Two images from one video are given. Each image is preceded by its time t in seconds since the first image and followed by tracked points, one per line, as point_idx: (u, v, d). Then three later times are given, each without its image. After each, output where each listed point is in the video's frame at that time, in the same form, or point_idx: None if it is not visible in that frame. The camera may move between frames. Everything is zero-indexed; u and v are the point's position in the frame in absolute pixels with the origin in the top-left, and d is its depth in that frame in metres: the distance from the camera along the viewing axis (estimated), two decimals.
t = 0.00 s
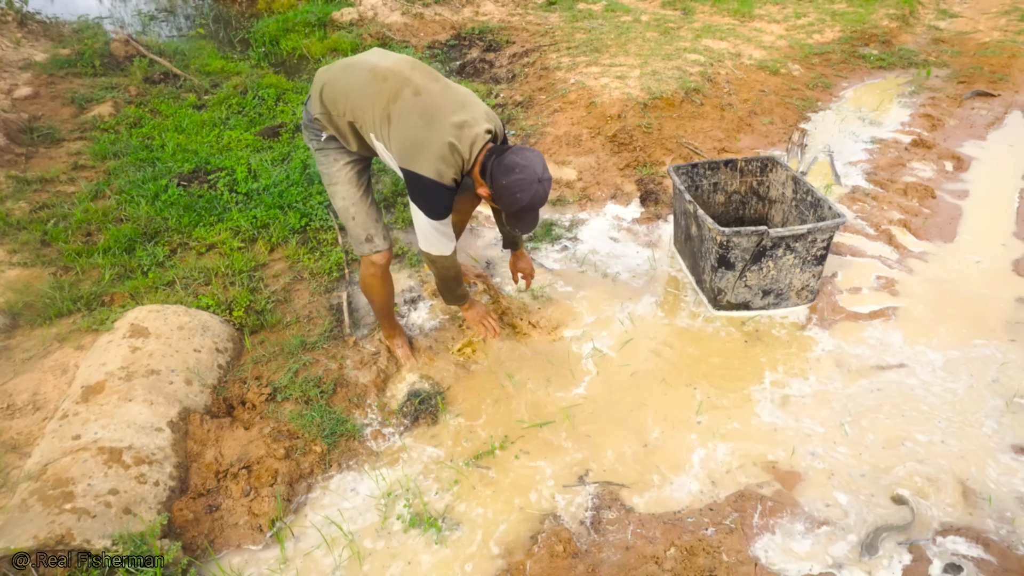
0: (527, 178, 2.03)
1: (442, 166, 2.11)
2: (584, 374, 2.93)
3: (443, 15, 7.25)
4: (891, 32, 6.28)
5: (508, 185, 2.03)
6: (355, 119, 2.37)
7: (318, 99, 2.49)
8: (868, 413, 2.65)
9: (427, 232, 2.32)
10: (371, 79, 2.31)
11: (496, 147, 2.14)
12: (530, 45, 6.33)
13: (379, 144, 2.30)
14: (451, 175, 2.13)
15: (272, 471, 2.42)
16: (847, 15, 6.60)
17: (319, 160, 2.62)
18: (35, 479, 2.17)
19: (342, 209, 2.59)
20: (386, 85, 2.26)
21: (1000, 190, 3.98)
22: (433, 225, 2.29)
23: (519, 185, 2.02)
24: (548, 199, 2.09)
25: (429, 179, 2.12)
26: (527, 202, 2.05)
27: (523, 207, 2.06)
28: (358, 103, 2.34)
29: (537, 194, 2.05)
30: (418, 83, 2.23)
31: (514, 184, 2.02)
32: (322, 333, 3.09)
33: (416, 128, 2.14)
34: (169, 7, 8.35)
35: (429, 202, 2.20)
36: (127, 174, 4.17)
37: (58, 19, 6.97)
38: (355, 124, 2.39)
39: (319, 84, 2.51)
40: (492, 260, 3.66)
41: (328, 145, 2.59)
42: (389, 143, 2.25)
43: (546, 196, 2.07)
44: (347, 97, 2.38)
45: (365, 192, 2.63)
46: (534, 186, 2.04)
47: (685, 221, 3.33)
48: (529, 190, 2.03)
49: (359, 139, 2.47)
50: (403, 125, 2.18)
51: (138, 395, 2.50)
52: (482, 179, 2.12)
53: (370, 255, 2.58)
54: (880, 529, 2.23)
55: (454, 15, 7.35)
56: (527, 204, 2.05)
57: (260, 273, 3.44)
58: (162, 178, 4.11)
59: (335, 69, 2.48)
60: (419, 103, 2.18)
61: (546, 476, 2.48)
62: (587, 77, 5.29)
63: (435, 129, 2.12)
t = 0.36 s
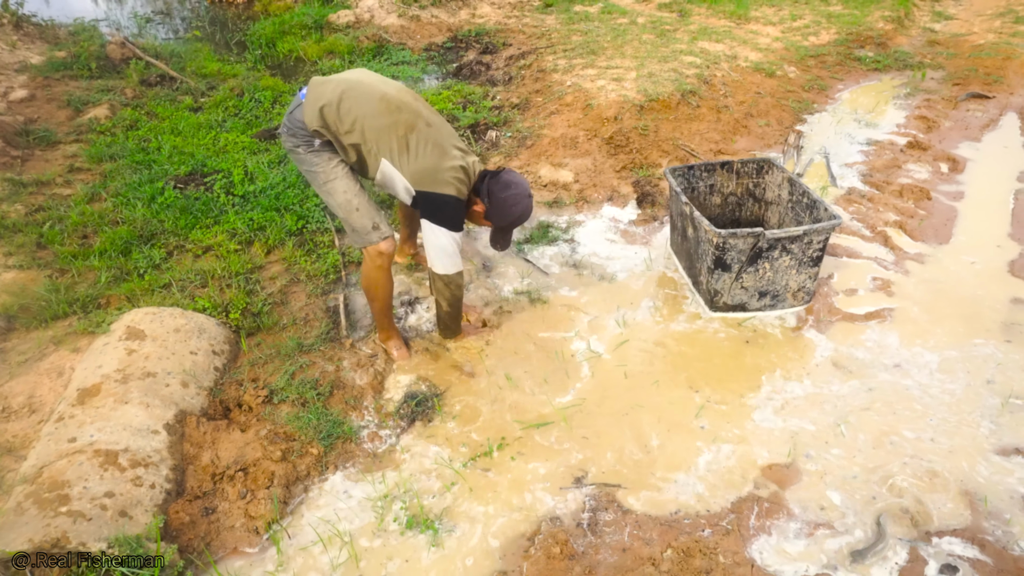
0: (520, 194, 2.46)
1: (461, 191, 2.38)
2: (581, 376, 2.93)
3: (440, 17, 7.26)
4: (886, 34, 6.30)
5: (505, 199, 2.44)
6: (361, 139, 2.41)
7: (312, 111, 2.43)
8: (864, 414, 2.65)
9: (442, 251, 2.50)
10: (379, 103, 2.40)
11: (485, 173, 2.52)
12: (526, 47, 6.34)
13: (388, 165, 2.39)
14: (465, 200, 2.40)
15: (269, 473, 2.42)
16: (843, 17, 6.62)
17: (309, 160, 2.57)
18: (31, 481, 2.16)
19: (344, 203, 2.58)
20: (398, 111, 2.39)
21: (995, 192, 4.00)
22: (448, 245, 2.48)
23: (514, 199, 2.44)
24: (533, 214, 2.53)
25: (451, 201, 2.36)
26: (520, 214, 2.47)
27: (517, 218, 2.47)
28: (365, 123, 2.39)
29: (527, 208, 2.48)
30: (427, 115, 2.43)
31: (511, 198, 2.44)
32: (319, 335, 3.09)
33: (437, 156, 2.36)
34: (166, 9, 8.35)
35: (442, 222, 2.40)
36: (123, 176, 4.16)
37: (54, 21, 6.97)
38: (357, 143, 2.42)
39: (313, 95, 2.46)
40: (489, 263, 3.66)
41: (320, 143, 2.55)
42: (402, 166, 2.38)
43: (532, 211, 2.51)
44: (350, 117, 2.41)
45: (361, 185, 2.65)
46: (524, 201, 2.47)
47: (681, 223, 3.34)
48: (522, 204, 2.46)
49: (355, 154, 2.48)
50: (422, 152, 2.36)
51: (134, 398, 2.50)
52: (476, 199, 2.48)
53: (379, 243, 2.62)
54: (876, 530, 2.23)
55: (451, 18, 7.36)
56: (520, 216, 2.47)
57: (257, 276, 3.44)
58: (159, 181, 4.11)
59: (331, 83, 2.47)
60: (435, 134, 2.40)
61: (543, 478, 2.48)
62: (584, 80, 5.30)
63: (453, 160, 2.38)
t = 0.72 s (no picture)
0: (522, 174, 2.57)
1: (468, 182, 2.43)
2: (578, 381, 2.93)
3: (438, 23, 7.28)
4: (882, 40, 6.34)
5: (511, 177, 2.53)
6: (365, 135, 2.41)
7: (314, 109, 2.42)
8: (861, 419, 2.66)
9: (449, 245, 2.43)
10: (382, 101, 2.45)
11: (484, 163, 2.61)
12: (524, 53, 6.37)
13: (393, 159, 2.40)
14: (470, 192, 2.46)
15: (266, 479, 2.42)
16: (839, 24, 6.66)
17: (303, 159, 2.57)
18: (27, 487, 2.16)
19: (336, 201, 2.60)
20: (401, 109, 2.45)
21: (990, 198, 4.02)
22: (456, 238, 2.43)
23: (519, 177, 2.54)
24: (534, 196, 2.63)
25: (460, 190, 2.39)
26: (525, 191, 2.55)
27: (522, 196, 2.55)
28: (368, 119, 2.42)
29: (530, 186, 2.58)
30: (426, 114, 2.52)
31: (516, 176, 2.54)
32: (316, 341, 3.08)
33: (442, 149, 2.43)
34: (164, 15, 8.37)
35: (451, 212, 2.40)
36: (121, 182, 4.17)
37: (52, 26, 6.98)
38: (360, 139, 2.41)
39: (312, 95, 2.47)
40: (486, 268, 3.67)
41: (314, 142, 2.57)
42: (408, 159, 2.40)
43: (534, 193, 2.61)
44: (353, 114, 2.43)
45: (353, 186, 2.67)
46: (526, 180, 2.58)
47: (678, 228, 3.35)
48: (526, 183, 2.56)
49: (353, 155, 2.45)
50: (428, 145, 2.42)
51: (131, 403, 2.49)
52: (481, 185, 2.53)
53: (368, 243, 2.61)
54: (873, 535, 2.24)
55: (449, 24, 7.39)
56: (525, 194, 2.55)
57: (254, 281, 3.45)
58: (156, 186, 4.11)
59: (330, 84, 2.50)
60: (436, 129, 2.47)
61: (540, 483, 2.48)
62: (581, 85, 5.32)
63: (457, 154, 2.46)
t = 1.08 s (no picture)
0: (508, 167, 2.46)
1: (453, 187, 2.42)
2: (574, 386, 2.94)
3: (433, 29, 7.31)
4: (875, 44, 6.38)
5: (496, 174, 2.44)
6: (350, 142, 2.43)
7: (299, 115, 2.45)
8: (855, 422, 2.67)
9: (433, 250, 2.45)
10: (368, 106, 2.46)
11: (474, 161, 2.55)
12: (519, 58, 6.39)
13: (377, 165, 2.41)
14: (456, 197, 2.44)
15: (262, 485, 2.42)
16: (832, 28, 6.70)
17: (290, 164, 2.58)
18: (21, 495, 2.15)
19: (322, 207, 2.60)
20: (387, 115, 2.45)
21: (983, 201, 4.04)
22: (441, 243, 2.44)
23: (504, 172, 2.45)
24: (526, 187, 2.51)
25: (444, 197, 2.38)
26: (513, 185, 2.45)
27: (510, 191, 2.45)
28: (353, 125, 2.43)
29: (518, 179, 2.47)
30: (413, 119, 2.52)
31: (501, 172, 2.44)
32: (312, 346, 3.09)
33: (427, 155, 2.42)
34: (160, 21, 8.38)
35: (435, 219, 2.40)
36: (116, 188, 4.17)
37: (47, 33, 6.98)
38: (346, 146, 2.43)
39: (298, 100, 2.49)
40: (482, 274, 3.67)
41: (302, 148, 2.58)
42: (393, 166, 2.41)
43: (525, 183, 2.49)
44: (338, 120, 2.44)
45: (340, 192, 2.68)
46: (513, 173, 2.47)
47: (673, 232, 3.36)
48: (512, 176, 2.46)
49: (339, 161, 2.47)
50: (413, 151, 2.42)
51: (126, 410, 2.49)
52: (467, 186, 2.50)
53: (354, 249, 2.61)
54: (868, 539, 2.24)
55: (444, 30, 7.41)
56: (514, 188, 2.45)
57: (250, 287, 3.45)
58: (152, 193, 4.11)
59: (317, 89, 2.51)
60: (421, 134, 2.47)
61: (536, 488, 2.48)
62: (576, 90, 5.34)
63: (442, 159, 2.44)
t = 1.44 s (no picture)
0: (482, 129, 2.30)
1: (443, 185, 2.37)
2: (570, 392, 2.93)
3: (429, 35, 7.33)
4: (869, 50, 6.41)
5: (475, 144, 2.28)
6: (337, 151, 2.44)
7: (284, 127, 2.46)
8: (851, 428, 2.67)
9: (421, 251, 2.47)
10: (353, 114, 2.46)
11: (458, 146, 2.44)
12: (515, 64, 6.41)
13: (365, 172, 2.42)
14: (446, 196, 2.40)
15: (257, 493, 2.41)
16: (827, 34, 6.73)
17: (280, 175, 2.57)
18: (14, 504, 2.14)
19: (313, 216, 2.60)
20: (372, 120, 2.44)
21: (977, 206, 4.05)
22: (429, 245, 2.45)
23: (480, 137, 2.29)
24: (511, 139, 2.32)
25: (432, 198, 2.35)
26: (496, 143, 2.27)
27: (497, 148, 2.27)
28: (339, 133, 2.45)
29: (497, 136, 2.29)
30: (399, 121, 2.49)
31: (478, 139, 2.28)
32: (308, 353, 3.08)
33: (413, 156, 2.39)
34: (156, 28, 8.38)
35: (426, 222, 2.39)
36: (112, 195, 4.16)
37: (43, 40, 6.97)
38: (334, 155, 2.45)
39: (284, 111, 2.50)
40: (479, 280, 3.66)
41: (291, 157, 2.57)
42: (380, 171, 2.41)
43: (507, 135, 2.31)
44: (324, 129, 2.45)
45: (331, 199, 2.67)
46: (489, 131, 2.30)
47: (669, 237, 3.36)
48: (490, 135, 2.29)
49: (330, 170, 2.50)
50: (399, 154, 2.39)
51: (121, 418, 2.48)
52: (459, 170, 2.35)
53: (345, 256, 2.62)
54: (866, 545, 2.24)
55: (440, 36, 7.43)
56: (497, 144, 2.28)
57: (246, 294, 3.44)
58: (148, 199, 4.11)
59: (303, 99, 2.52)
60: (406, 135, 2.43)
61: (533, 495, 2.48)
62: (572, 96, 5.35)
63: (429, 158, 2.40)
